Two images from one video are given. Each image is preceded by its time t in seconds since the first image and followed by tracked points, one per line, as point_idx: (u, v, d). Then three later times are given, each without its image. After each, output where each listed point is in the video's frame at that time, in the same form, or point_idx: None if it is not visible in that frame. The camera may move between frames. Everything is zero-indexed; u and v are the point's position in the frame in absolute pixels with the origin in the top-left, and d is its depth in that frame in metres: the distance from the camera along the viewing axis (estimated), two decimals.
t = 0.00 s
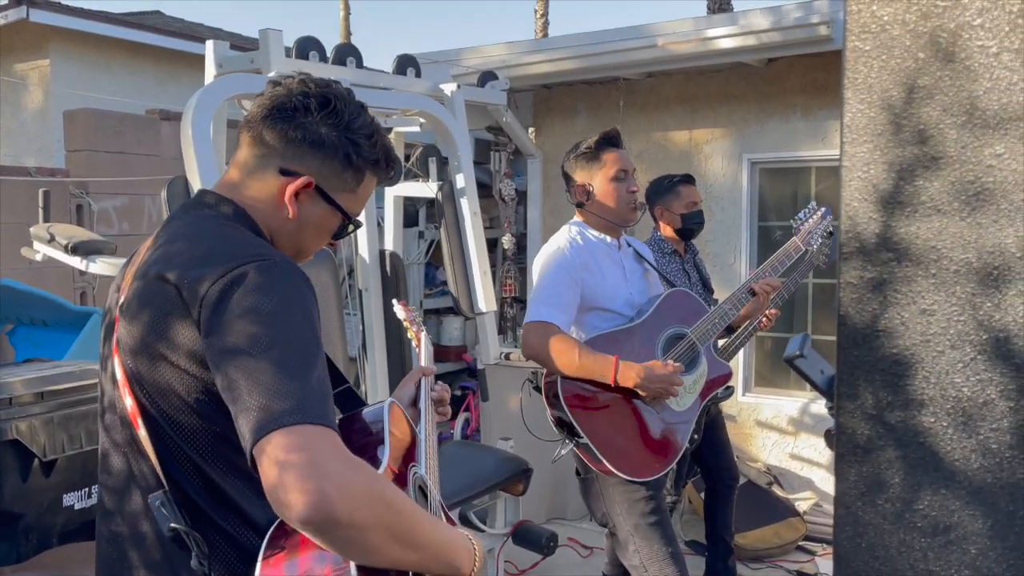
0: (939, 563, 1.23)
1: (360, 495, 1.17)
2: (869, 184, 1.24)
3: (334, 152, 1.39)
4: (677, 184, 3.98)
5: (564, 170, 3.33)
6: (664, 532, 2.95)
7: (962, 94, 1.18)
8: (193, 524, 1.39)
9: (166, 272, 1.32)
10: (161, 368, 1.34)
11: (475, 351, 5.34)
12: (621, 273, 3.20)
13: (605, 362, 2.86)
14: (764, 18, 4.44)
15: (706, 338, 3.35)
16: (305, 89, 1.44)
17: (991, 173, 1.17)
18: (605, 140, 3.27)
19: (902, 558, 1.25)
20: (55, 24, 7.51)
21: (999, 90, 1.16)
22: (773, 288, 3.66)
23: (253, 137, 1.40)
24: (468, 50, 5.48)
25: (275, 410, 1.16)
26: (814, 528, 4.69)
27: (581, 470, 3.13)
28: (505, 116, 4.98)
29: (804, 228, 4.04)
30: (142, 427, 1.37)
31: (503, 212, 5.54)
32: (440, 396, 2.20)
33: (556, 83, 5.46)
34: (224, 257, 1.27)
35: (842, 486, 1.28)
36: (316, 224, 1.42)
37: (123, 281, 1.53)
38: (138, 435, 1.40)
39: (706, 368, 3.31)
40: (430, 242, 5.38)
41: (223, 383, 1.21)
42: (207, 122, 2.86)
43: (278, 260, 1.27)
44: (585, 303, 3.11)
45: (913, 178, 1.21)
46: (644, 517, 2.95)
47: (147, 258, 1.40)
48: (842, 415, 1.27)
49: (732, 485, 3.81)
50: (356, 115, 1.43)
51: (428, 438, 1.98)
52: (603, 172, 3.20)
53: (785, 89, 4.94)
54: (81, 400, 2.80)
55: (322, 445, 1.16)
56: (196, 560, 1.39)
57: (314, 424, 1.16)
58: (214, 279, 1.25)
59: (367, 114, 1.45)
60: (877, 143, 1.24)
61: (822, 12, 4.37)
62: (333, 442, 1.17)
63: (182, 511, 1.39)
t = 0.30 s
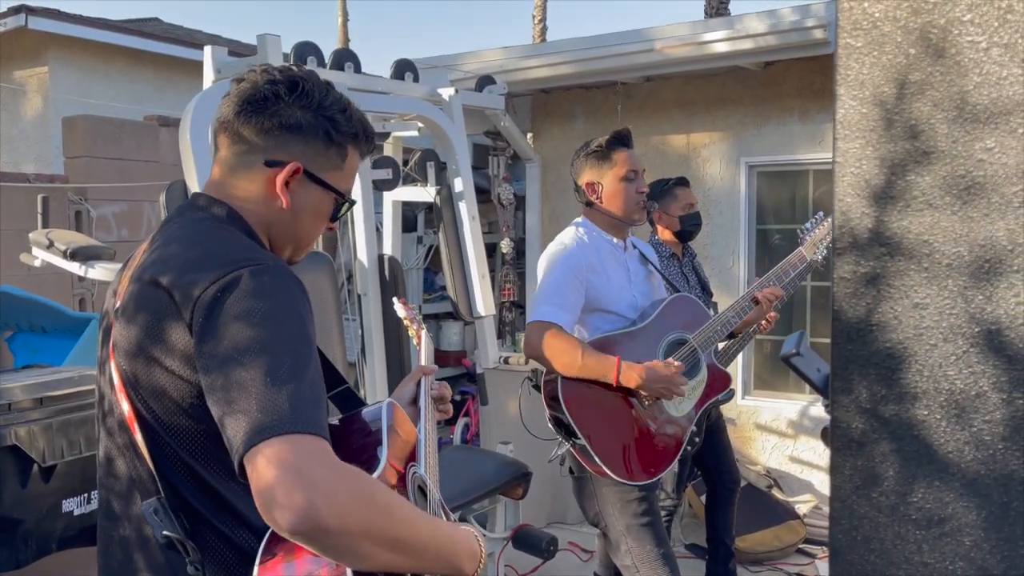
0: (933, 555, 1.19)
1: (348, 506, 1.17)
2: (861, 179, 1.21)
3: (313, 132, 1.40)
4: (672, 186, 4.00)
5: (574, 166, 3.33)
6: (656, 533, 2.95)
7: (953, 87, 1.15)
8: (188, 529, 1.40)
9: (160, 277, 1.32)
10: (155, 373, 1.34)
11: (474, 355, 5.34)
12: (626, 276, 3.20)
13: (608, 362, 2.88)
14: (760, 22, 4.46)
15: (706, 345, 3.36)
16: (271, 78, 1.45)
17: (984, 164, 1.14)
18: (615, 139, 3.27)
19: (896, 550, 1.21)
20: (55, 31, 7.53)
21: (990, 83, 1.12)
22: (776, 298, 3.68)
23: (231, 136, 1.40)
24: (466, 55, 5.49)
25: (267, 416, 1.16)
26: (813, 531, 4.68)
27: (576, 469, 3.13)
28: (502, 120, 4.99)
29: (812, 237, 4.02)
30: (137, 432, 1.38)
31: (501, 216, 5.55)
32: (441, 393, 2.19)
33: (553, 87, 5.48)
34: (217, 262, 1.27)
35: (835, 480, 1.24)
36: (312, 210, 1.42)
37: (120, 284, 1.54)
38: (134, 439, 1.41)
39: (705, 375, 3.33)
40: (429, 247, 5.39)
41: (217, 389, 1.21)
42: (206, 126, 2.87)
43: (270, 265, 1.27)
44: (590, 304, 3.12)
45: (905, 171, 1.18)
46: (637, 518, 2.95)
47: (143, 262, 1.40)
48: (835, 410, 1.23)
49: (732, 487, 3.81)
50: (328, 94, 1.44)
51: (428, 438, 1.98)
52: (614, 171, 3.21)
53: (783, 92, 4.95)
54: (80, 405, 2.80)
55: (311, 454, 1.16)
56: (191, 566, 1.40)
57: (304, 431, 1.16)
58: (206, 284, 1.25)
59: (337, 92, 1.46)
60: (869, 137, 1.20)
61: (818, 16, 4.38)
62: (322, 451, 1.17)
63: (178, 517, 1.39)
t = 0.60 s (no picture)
0: (932, 551, 1.19)
1: (346, 506, 1.18)
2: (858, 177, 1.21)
3: (300, 127, 1.40)
4: (681, 197, 3.99)
5: (580, 167, 3.32)
6: (661, 538, 2.95)
7: (950, 84, 1.15)
8: (186, 531, 1.40)
9: (157, 278, 1.32)
10: (152, 376, 1.34)
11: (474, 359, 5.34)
12: (624, 280, 3.20)
13: (610, 368, 2.87)
14: (758, 26, 4.46)
15: (706, 348, 3.37)
16: (252, 74, 1.43)
17: (980, 160, 1.14)
18: (626, 147, 3.26)
19: (894, 547, 1.21)
20: (53, 36, 7.53)
21: (987, 80, 1.13)
22: (776, 300, 3.67)
23: (219, 138, 1.40)
24: (465, 59, 5.50)
25: (264, 419, 1.16)
26: (813, 534, 4.69)
27: (580, 475, 3.13)
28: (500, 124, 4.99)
29: (807, 242, 4.02)
30: (134, 435, 1.37)
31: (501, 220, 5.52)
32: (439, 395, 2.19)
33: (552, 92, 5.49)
34: (214, 265, 1.27)
35: (833, 477, 1.24)
36: (304, 205, 1.43)
37: (116, 286, 1.53)
38: (131, 442, 1.40)
39: (706, 377, 3.33)
40: (429, 251, 5.41)
41: (214, 391, 1.21)
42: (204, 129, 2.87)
43: (266, 268, 1.27)
44: (590, 309, 3.12)
45: (902, 168, 1.18)
46: (642, 522, 2.95)
47: (140, 264, 1.40)
48: (834, 408, 1.23)
49: (732, 491, 3.81)
50: (310, 87, 1.43)
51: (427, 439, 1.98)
52: (620, 180, 3.21)
53: (780, 96, 4.96)
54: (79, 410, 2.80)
55: (307, 457, 1.16)
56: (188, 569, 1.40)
57: (302, 434, 1.16)
58: (203, 287, 1.25)
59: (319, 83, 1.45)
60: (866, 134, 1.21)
61: (816, 20, 4.39)
62: (318, 453, 1.17)
63: (176, 521, 1.39)
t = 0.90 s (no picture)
0: (938, 548, 1.18)
1: (348, 505, 1.17)
2: (862, 171, 1.20)
3: (257, 111, 1.38)
4: (683, 198, 3.98)
5: (585, 166, 3.31)
6: (657, 539, 2.94)
7: (954, 76, 1.15)
8: (187, 533, 1.39)
9: (154, 279, 1.31)
10: (150, 378, 1.33)
11: (473, 363, 5.33)
12: (627, 278, 3.20)
13: (614, 371, 2.85)
14: (758, 29, 4.46)
15: (709, 349, 3.36)
16: (187, 74, 1.39)
17: (986, 152, 1.13)
18: (632, 147, 3.26)
19: (899, 544, 1.20)
20: (52, 41, 7.53)
21: (992, 72, 1.13)
22: (776, 301, 3.68)
23: (185, 150, 1.37)
24: (464, 63, 5.50)
25: (265, 418, 1.15)
26: (814, 538, 4.67)
27: (576, 474, 3.12)
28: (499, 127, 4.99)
29: (807, 244, 4.02)
30: (134, 437, 1.37)
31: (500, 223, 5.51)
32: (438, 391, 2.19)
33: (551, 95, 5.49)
34: (212, 265, 1.26)
35: (838, 473, 1.23)
36: (291, 182, 1.42)
37: (114, 290, 1.53)
38: (131, 444, 1.40)
39: (708, 377, 3.32)
40: (428, 254, 5.40)
41: (213, 390, 1.20)
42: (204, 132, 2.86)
43: (262, 268, 1.26)
44: (592, 309, 3.11)
45: (906, 161, 1.18)
46: (639, 523, 2.95)
47: (137, 264, 1.39)
48: (838, 404, 1.23)
49: (732, 493, 3.80)
50: (249, 67, 1.39)
51: (426, 437, 1.98)
52: (625, 181, 3.20)
53: (780, 98, 4.96)
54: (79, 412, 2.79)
55: (310, 456, 1.15)
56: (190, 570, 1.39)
57: (303, 433, 1.16)
58: (200, 288, 1.24)
59: (252, 57, 1.41)
60: (870, 128, 1.20)
61: (815, 22, 4.39)
62: (322, 452, 1.16)
63: (177, 522, 1.38)
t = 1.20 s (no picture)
0: (941, 548, 1.18)
1: (346, 506, 1.17)
2: (862, 170, 1.20)
3: (282, 130, 1.38)
4: (683, 200, 4.00)
5: (585, 168, 3.31)
6: (654, 541, 2.94)
7: (955, 76, 1.15)
8: (183, 538, 1.38)
9: (145, 283, 1.30)
10: (142, 383, 1.32)
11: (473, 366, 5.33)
12: (629, 283, 3.20)
13: (613, 372, 2.86)
14: (758, 31, 4.46)
15: (709, 354, 3.37)
16: (225, 76, 1.39)
17: (987, 152, 1.14)
18: (631, 148, 3.27)
19: (901, 543, 1.20)
20: (52, 44, 7.54)
21: (993, 71, 1.13)
22: (776, 308, 3.67)
23: (199, 146, 1.37)
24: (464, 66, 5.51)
25: (259, 421, 1.15)
26: (814, 541, 4.67)
27: (573, 476, 3.11)
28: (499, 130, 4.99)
29: (808, 252, 4.01)
30: (126, 443, 1.36)
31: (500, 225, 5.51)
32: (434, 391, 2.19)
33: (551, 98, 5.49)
34: (204, 269, 1.26)
35: (840, 473, 1.23)
36: (291, 203, 1.42)
37: (104, 292, 1.52)
38: (123, 450, 1.39)
39: (706, 384, 3.33)
40: (427, 257, 5.40)
41: (206, 392, 1.19)
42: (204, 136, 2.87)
43: (255, 270, 1.26)
44: (592, 312, 3.11)
45: (907, 160, 1.18)
46: (636, 525, 2.94)
47: (129, 265, 1.38)
48: (839, 404, 1.22)
49: (732, 496, 3.79)
50: (286, 86, 1.40)
51: (423, 437, 1.97)
52: (626, 182, 3.21)
53: (780, 101, 4.96)
54: (78, 415, 2.78)
55: (303, 460, 1.15)
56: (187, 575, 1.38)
57: (297, 436, 1.15)
58: (193, 290, 1.23)
59: (291, 79, 1.42)
60: (871, 128, 1.20)
61: (815, 25, 4.40)
62: (316, 455, 1.16)
63: (172, 527, 1.38)
